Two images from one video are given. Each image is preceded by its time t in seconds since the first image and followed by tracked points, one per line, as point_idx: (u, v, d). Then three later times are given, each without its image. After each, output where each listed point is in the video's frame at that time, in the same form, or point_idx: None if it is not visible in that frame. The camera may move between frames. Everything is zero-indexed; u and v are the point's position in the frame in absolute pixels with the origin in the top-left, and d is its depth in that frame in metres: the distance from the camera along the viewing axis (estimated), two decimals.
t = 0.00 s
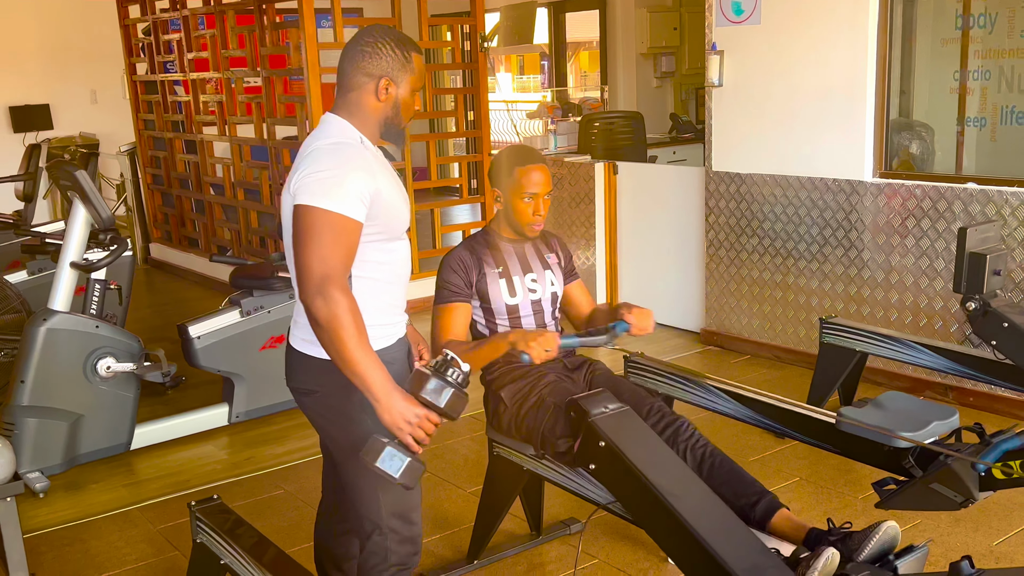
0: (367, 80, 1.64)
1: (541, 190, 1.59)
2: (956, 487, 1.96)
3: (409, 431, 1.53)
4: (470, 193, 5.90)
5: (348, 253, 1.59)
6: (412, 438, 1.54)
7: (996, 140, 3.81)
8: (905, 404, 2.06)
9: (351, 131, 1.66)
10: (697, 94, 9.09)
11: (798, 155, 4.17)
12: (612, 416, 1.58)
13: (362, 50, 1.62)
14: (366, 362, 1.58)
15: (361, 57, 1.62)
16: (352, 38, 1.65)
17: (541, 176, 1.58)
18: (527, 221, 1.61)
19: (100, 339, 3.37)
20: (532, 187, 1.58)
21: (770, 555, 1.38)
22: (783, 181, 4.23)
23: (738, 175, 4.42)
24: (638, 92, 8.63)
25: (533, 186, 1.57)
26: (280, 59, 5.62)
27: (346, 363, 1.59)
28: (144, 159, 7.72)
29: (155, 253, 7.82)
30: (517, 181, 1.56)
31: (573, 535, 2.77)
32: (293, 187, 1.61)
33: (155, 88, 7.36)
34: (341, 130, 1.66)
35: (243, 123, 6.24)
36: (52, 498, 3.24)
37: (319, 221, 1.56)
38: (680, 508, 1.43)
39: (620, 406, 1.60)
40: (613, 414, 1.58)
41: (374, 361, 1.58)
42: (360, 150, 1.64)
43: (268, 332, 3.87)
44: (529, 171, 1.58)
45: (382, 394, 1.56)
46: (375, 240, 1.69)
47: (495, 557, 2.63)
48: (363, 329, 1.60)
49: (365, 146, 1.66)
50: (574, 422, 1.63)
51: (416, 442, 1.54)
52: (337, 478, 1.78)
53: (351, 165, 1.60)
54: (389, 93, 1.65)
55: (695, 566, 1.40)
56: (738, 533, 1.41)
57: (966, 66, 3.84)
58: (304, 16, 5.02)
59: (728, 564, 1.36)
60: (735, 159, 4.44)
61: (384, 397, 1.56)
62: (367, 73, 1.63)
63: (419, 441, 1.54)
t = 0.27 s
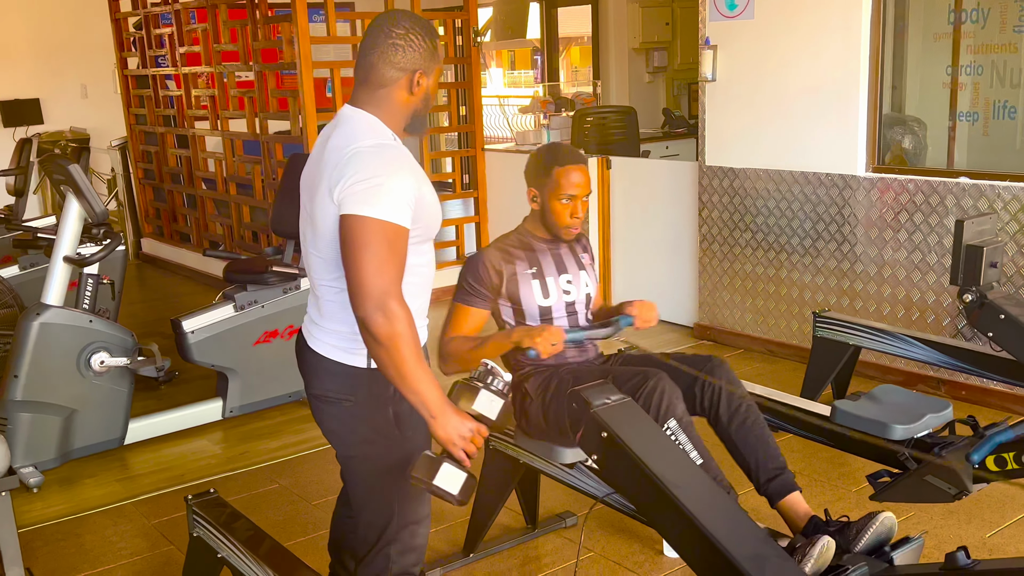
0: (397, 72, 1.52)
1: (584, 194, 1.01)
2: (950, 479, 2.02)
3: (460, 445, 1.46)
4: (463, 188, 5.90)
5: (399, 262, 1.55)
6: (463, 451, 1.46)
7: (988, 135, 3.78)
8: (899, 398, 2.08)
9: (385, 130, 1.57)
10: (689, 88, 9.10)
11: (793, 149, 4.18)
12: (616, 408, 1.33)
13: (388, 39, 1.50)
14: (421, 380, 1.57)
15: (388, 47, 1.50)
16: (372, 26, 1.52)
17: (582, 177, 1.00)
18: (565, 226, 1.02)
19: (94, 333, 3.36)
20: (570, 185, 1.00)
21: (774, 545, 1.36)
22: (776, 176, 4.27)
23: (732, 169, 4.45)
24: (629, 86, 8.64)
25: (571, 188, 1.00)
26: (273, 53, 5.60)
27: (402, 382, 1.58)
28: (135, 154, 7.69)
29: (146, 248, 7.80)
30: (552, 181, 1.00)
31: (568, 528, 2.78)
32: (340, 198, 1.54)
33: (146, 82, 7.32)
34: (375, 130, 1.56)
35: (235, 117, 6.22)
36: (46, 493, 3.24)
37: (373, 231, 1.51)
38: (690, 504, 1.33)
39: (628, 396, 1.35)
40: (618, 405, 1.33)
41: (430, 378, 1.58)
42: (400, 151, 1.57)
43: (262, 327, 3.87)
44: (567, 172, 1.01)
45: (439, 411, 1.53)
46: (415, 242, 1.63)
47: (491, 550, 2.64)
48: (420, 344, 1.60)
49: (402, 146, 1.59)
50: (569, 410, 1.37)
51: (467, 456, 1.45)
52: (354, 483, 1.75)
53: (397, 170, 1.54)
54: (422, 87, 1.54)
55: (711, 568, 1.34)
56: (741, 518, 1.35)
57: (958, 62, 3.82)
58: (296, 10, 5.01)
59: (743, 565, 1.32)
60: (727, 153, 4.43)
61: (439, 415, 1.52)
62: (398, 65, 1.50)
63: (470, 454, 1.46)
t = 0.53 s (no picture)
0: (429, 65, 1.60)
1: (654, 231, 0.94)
2: (943, 473, 2.02)
3: (503, 457, 1.51)
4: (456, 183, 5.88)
5: (438, 267, 1.51)
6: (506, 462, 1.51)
7: (980, 131, 3.75)
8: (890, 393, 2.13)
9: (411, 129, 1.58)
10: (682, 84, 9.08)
11: (787, 145, 4.18)
12: (614, 400, 1.47)
13: (422, 38, 1.59)
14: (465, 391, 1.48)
15: (424, 43, 1.59)
16: (390, 25, 1.61)
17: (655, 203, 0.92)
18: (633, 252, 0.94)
19: (86, 328, 3.35)
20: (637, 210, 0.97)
21: (774, 538, 1.36)
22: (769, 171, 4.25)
23: (725, 165, 4.43)
24: (623, 82, 8.63)
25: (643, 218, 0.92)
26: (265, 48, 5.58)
27: (450, 404, 1.50)
28: (127, 149, 7.66)
29: (138, 243, 7.77)
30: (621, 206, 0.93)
31: (563, 522, 2.78)
32: (377, 205, 1.49)
33: (138, 77, 7.29)
34: (404, 131, 1.56)
35: (228, 112, 6.19)
36: (40, 489, 3.23)
37: (410, 235, 1.46)
38: (688, 496, 1.36)
39: (623, 390, 1.49)
40: (615, 399, 1.47)
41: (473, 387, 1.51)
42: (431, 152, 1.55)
43: (255, 323, 3.85)
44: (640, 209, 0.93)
45: (481, 422, 1.49)
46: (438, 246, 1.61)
47: (486, 545, 2.64)
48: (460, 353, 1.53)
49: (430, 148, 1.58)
50: (570, 407, 1.50)
51: (509, 468, 1.52)
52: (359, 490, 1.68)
53: (435, 172, 1.52)
54: (440, 81, 1.63)
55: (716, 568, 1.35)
56: (755, 523, 1.37)
57: (950, 57, 3.79)
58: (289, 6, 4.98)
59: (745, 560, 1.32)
60: (721, 149, 4.44)
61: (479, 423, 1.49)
62: (428, 58, 1.60)
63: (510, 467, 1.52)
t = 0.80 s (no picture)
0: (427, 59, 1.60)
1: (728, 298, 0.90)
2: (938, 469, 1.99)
3: (495, 452, 1.48)
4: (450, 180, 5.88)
5: (431, 261, 1.50)
6: (498, 458, 1.49)
7: (974, 130, 3.75)
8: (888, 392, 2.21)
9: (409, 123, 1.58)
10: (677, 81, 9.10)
11: (782, 144, 4.18)
12: (613, 399, 1.48)
13: (420, 34, 1.59)
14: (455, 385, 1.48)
15: (423, 38, 1.59)
16: (395, 21, 1.62)
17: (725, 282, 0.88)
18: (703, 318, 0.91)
19: (80, 326, 3.34)
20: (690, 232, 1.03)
21: (774, 535, 1.36)
22: (764, 169, 4.25)
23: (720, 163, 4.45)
24: (617, 80, 8.68)
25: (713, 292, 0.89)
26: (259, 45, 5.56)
27: (437, 393, 1.50)
28: (120, 146, 7.63)
29: (131, 240, 7.75)
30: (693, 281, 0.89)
31: (559, 520, 2.79)
32: (368, 199, 1.49)
33: (131, 74, 7.26)
34: (400, 125, 1.57)
35: (222, 109, 6.18)
36: (34, 487, 3.22)
37: (403, 228, 1.46)
38: (688, 494, 1.37)
39: (621, 389, 1.50)
40: (615, 397, 1.48)
41: (462, 383, 1.50)
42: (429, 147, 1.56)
43: (250, 320, 3.84)
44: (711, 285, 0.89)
45: (471, 416, 1.47)
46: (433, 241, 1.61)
47: (482, 542, 2.65)
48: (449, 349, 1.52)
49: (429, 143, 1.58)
50: (570, 406, 1.51)
51: (501, 464, 1.50)
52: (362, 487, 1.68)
53: (429, 167, 1.52)
54: (439, 75, 1.62)
55: (719, 568, 1.35)
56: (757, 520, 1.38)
57: (943, 56, 3.77)
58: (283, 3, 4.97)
59: (747, 560, 1.32)
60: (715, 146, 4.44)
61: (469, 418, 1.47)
62: (424, 53, 1.60)
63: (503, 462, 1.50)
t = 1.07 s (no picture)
0: (401, 58, 1.62)
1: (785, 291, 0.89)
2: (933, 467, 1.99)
3: (443, 445, 1.44)
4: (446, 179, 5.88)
5: (386, 250, 1.54)
6: (447, 452, 1.44)
7: (969, 129, 3.76)
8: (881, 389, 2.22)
9: (383, 117, 1.61)
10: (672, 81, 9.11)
11: (777, 142, 4.19)
12: (615, 397, 1.49)
13: (393, 32, 1.61)
14: (401, 370, 1.49)
15: (395, 38, 1.61)
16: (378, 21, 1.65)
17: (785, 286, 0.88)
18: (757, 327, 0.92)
19: (77, 325, 3.34)
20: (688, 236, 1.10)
21: (776, 532, 1.36)
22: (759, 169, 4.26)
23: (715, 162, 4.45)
24: (612, 79, 8.72)
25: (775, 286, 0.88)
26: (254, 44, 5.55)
27: (380, 368, 1.51)
28: (114, 145, 7.62)
29: (126, 239, 7.73)
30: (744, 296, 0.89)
31: (556, 518, 2.79)
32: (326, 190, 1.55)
33: (126, 72, 7.25)
34: (373, 119, 1.61)
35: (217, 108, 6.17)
36: (29, 486, 3.21)
37: (353, 219, 1.51)
38: (690, 491, 1.38)
39: (623, 387, 1.52)
40: (617, 395, 1.50)
41: (411, 370, 1.50)
42: (393, 140, 1.59)
43: (246, 319, 3.84)
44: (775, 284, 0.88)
45: (417, 405, 1.46)
46: (409, 233, 1.63)
47: (480, 540, 2.65)
48: (400, 335, 1.53)
49: (398, 137, 1.61)
50: (573, 404, 1.52)
51: (451, 459, 1.44)
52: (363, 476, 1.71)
53: (385, 158, 1.55)
54: (413, 72, 1.63)
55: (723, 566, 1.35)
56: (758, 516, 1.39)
57: (938, 56, 3.79)
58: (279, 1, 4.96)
59: (745, 553, 1.33)
60: (711, 146, 4.45)
61: (416, 406, 1.46)
62: (396, 51, 1.62)
63: (453, 457, 1.44)
